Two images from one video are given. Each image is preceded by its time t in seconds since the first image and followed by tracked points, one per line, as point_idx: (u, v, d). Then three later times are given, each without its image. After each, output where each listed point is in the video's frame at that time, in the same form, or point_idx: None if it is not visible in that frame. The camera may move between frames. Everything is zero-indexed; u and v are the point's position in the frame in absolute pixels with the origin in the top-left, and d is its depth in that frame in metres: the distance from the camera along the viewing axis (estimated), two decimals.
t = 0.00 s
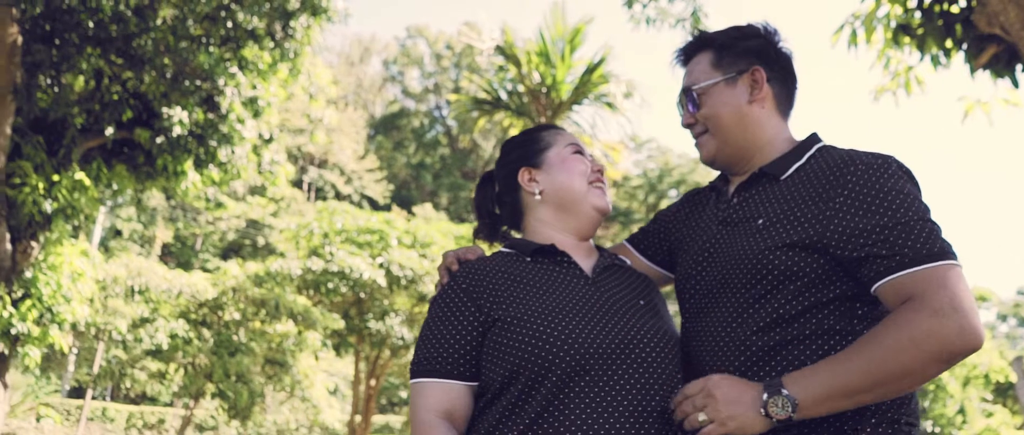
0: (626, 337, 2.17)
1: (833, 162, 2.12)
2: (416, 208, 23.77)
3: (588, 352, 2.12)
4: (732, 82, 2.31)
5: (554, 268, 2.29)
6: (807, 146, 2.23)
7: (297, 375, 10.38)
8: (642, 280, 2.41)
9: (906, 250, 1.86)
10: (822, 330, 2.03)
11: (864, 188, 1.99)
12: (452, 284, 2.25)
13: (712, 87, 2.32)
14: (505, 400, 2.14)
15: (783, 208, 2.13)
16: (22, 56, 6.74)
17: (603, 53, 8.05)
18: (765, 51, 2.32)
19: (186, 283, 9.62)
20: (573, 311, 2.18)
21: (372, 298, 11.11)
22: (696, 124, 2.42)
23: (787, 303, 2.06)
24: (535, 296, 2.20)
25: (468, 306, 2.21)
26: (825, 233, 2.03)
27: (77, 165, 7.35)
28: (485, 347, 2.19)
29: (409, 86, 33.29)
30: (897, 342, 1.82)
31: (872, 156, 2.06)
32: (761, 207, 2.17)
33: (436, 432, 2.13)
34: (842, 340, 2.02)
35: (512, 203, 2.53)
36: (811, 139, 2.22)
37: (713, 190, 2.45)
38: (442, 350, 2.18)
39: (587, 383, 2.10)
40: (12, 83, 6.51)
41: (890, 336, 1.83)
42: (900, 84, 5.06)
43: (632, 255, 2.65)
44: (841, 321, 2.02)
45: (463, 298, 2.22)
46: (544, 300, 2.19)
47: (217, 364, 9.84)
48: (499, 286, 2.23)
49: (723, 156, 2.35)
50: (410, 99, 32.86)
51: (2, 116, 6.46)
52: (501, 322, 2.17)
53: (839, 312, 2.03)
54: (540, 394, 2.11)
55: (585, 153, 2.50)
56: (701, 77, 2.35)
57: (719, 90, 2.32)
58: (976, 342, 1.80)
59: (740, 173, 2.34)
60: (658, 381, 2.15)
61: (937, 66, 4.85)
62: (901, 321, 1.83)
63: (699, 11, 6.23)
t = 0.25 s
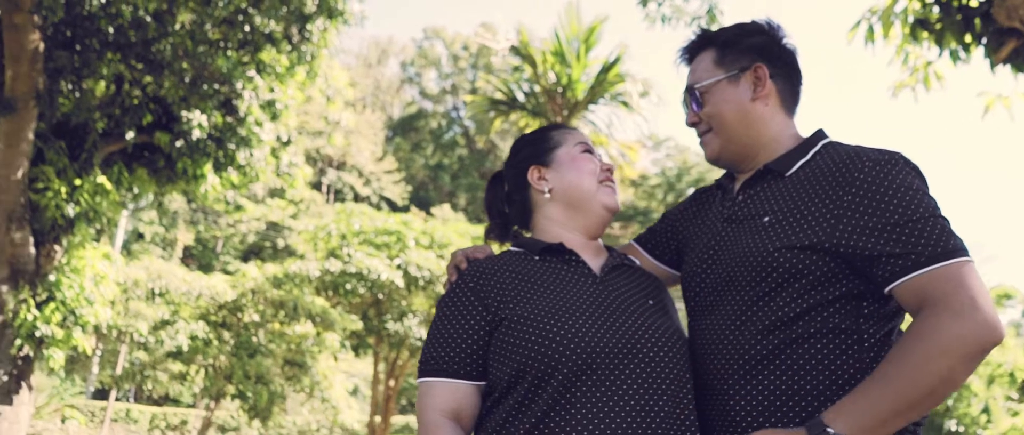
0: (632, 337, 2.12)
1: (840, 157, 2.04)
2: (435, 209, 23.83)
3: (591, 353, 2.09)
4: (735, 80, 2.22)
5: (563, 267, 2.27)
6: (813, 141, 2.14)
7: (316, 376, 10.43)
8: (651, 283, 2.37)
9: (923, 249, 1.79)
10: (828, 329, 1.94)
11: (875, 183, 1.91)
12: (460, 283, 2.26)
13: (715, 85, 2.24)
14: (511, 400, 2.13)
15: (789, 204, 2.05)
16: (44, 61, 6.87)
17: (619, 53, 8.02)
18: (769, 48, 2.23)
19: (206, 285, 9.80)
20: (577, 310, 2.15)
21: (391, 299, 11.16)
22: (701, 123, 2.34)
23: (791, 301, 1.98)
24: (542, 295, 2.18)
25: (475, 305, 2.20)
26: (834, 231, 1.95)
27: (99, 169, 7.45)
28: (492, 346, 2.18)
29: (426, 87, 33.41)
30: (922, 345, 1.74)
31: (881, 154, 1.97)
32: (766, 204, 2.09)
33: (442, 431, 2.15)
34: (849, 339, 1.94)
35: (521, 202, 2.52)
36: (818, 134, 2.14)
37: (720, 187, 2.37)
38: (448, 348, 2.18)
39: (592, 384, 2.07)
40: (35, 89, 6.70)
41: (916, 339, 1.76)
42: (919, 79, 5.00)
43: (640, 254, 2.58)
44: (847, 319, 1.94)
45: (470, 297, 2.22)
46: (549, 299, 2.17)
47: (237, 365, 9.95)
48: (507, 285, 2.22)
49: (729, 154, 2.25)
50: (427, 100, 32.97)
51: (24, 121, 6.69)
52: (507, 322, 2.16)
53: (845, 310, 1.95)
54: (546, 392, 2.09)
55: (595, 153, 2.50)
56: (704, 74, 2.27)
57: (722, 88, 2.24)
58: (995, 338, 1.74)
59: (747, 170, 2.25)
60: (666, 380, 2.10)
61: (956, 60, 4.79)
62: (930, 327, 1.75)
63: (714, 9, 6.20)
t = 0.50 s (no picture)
0: (639, 337, 2.08)
1: (846, 152, 1.97)
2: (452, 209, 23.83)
3: (598, 353, 2.04)
4: (738, 78, 2.13)
5: (571, 266, 2.22)
6: (820, 136, 2.08)
7: (334, 377, 10.46)
8: (660, 283, 2.31)
9: (929, 248, 1.74)
10: (834, 327, 1.88)
11: (881, 179, 1.84)
12: (468, 280, 2.21)
13: (716, 84, 2.15)
14: (516, 399, 2.09)
15: (796, 199, 1.98)
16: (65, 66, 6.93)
17: (634, 51, 8.01)
18: (772, 46, 2.13)
19: (225, 287, 10.04)
20: (584, 310, 2.10)
21: (408, 299, 11.19)
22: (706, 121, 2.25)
23: (797, 297, 1.91)
24: (550, 292, 2.13)
25: (482, 303, 2.15)
26: (839, 226, 1.88)
27: (120, 172, 7.54)
28: (499, 345, 2.13)
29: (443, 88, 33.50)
30: (932, 350, 1.71)
31: (887, 150, 1.90)
32: (772, 200, 2.02)
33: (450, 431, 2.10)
34: (855, 337, 1.87)
35: (530, 201, 2.48)
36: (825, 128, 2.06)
37: (726, 185, 2.29)
38: (455, 346, 2.14)
39: (599, 384, 2.03)
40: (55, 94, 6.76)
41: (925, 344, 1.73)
42: (938, 74, 4.93)
43: (648, 254, 2.51)
44: (854, 317, 1.87)
45: (477, 294, 2.17)
46: (556, 298, 2.12)
47: (256, 366, 10.00)
48: (514, 283, 2.16)
49: (734, 152, 2.17)
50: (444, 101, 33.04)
51: (44, 127, 6.78)
52: (514, 322, 2.11)
53: (851, 308, 1.88)
54: (553, 391, 2.05)
55: (604, 151, 2.45)
56: (706, 71, 2.18)
57: (724, 86, 2.15)
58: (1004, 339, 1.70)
59: (752, 167, 2.16)
60: (672, 379, 2.05)
61: (976, 55, 4.73)
62: (940, 334, 1.70)
63: (729, 6, 6.17)
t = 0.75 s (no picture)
0: (643, 337, 2.07)
1: (849, 150, 1.96)
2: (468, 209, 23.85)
3: (603, 352, 2.04)
4: (738, 76, 2.10)
5: (576, 265, 2.19)
6: (825, 133, 2.06)
7: (350, 377, 10.50)
8: (667, 282, 2.29)
9: (931, 250, 1.75)
10: (838, 325, 1.87)
11: (885, 178, 1.84)
12: (474, 281, 2.19)
13: (717, 83, 2.12)
14: (523, 399, 2.08)
15: (800, 198, 1.97)
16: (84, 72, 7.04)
17: (648, 50, 7.98)
18: (774, 43, 2.08)
19: (241, 289, 10.06)
20: (588, 310, 2.09)
21: (423, 300, 11.21)
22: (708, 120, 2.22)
23: (802, 296, 1.90)
24: (556, 291, 2.12)
25: (488, 303, 2.13)
26: (843, 225, 1.87)
27: (137, 176, 7.64)
28: (505, 346, 2.12)
29: (458, 88, 33.58)
30: (941, 357, 1.73)
31: (892, 148, 1.89)
32: (776, 198, 2.01)
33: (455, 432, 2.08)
34: (859, 335, 1.86)
35: (535, 200, 2.43)
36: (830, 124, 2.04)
37: (731, 183, 2.25)
38: (461, 346, 2.12)
39: (605, 384, 2.02)
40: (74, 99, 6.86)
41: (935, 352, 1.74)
42: (954, 70, 4.88)
43: (653, 254, 2.49)
44: (858, 315, 1.86)
45: (482, 295, 2.15)
46: (561, 298, 2.11)
47: (273, 367, 10.08)
48: (520, 283, 2.15)
49: (736, 151, 2.14)
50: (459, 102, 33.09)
51: (64, 130, 6.87)
52: (519, 322, 2.10)
53: (855, 306, 1.87)
54: (559, 390, 2.04)
55: (610, 151, 2.41)
56: (708, 70, 2.15)
57: (726, 85, 2.12)
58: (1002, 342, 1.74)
59: (756, 165, 2.14)
60: (678, 377, 2.04)
61: (993, 50, 4.67)
62: (948, 341, 1.72)
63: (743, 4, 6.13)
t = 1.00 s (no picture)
0: (645, 337, 2.06)
1: (850, 148, 1.93)
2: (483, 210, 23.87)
3: (605, 354, 2.03)
4: (737, 76, 2.08)
5: (578, 266, 2.20)
6: (827, 131, 2.04)
7: (366, 378, 10.51)
8: (672, 283, 2.29)
9: (931, 250, 1.72)
10: (839, 324, 1.85)
11: (885, 176, 1.81)
12: (479, 282, 2.19)
13: (714, 84, 2.10)
14: (526, 400, 2.08)
15: (800, 197, 1.95)
16: (101, 76, 7.15)
17: (660, 49, 7.95)
18: (774, 43, 2.06)
19: (258, 291, 10.27)
20: (591, 310, 2.09)
21: (439, 301, 11.25)
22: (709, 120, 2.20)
23: (802, 296, 1.89)
24: (559, 292, 2.12)
25: (492, 304, 2.14)
26: (843, 224, 1.85)
27: (155, 179, 7.71)
28: (509, 347, 2.12)
29: (473, 90, 33.69)
30: (946, 362, 1.70)
31: (893, 146, 1.86)
32: (776, 198, 1.99)
33: (461, 432, 2.10)
34: (859, 335, 1.84)
35: (540, 201, 2.43)
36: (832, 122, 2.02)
37: (733, 182, 2.24)
38: (466, 346, 2.13)
39: (606, 385, 2.02)
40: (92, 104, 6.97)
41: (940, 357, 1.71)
42: (969, 65, 4.85)
43: (656, 253, 2.47)
44: (859, 314, 1.84)
45: (486, 296, 2.16)
46: (564, 299, 2.11)
47: (289, 368, 10.15)
48: (523, 284, 2.15)
49: (735, 152, 2.12)
50: (475, 103, 33.17)
51: (82, 134, 6.99)
52: (523, 324, 2.10)
53: (856, 306, 1.85)
54: (561, 390, 2.04)
55: (614, 151, 2.39)
56: (707, 70, 2.14)
57: (723, 85, 2.10)
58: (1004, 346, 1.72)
59: (757, 164, 2.12)
60: (680, 377, 2.03)
61: (1010, 45, 4.63)
62: (952, 346, 1.70)
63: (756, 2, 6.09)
